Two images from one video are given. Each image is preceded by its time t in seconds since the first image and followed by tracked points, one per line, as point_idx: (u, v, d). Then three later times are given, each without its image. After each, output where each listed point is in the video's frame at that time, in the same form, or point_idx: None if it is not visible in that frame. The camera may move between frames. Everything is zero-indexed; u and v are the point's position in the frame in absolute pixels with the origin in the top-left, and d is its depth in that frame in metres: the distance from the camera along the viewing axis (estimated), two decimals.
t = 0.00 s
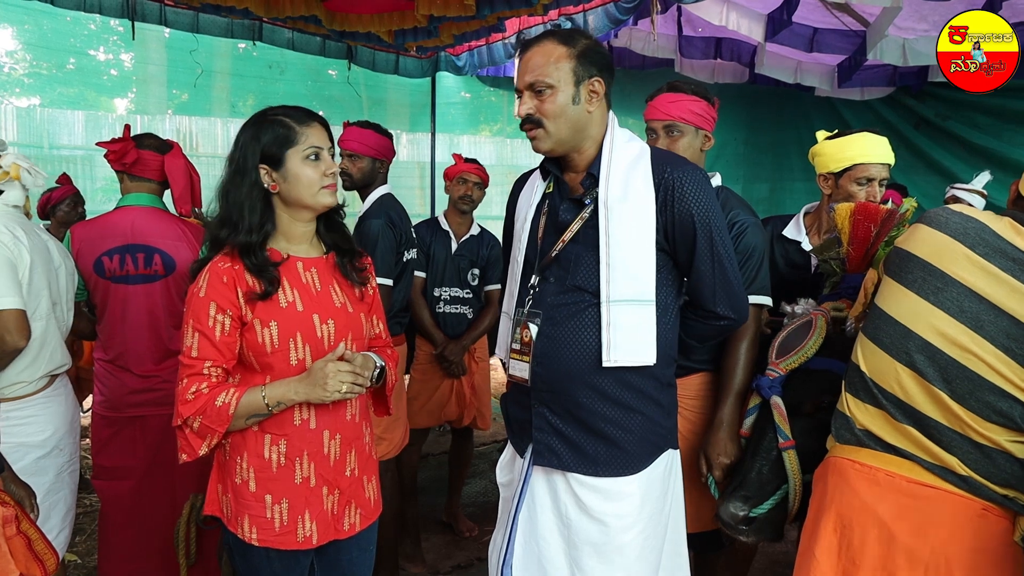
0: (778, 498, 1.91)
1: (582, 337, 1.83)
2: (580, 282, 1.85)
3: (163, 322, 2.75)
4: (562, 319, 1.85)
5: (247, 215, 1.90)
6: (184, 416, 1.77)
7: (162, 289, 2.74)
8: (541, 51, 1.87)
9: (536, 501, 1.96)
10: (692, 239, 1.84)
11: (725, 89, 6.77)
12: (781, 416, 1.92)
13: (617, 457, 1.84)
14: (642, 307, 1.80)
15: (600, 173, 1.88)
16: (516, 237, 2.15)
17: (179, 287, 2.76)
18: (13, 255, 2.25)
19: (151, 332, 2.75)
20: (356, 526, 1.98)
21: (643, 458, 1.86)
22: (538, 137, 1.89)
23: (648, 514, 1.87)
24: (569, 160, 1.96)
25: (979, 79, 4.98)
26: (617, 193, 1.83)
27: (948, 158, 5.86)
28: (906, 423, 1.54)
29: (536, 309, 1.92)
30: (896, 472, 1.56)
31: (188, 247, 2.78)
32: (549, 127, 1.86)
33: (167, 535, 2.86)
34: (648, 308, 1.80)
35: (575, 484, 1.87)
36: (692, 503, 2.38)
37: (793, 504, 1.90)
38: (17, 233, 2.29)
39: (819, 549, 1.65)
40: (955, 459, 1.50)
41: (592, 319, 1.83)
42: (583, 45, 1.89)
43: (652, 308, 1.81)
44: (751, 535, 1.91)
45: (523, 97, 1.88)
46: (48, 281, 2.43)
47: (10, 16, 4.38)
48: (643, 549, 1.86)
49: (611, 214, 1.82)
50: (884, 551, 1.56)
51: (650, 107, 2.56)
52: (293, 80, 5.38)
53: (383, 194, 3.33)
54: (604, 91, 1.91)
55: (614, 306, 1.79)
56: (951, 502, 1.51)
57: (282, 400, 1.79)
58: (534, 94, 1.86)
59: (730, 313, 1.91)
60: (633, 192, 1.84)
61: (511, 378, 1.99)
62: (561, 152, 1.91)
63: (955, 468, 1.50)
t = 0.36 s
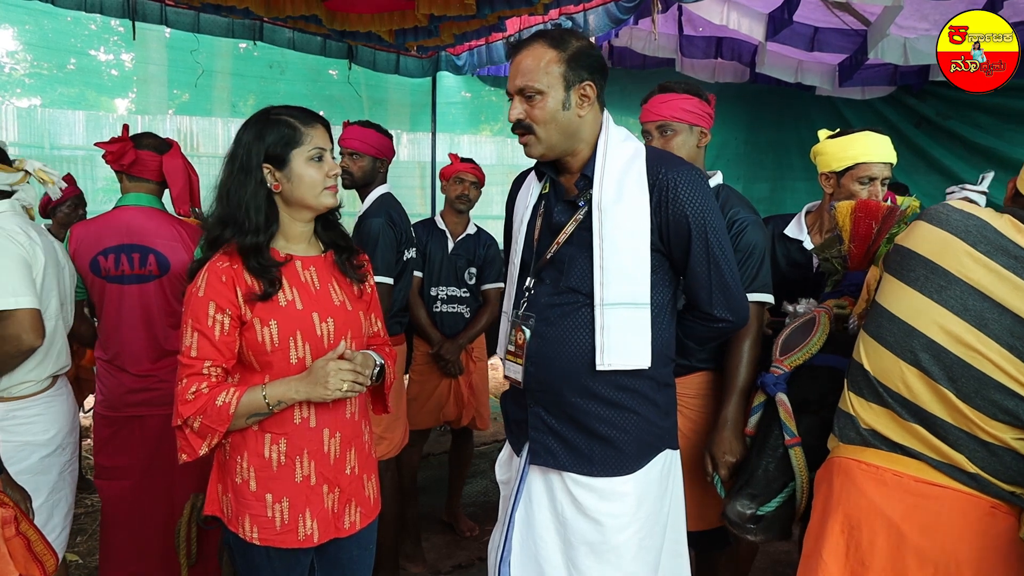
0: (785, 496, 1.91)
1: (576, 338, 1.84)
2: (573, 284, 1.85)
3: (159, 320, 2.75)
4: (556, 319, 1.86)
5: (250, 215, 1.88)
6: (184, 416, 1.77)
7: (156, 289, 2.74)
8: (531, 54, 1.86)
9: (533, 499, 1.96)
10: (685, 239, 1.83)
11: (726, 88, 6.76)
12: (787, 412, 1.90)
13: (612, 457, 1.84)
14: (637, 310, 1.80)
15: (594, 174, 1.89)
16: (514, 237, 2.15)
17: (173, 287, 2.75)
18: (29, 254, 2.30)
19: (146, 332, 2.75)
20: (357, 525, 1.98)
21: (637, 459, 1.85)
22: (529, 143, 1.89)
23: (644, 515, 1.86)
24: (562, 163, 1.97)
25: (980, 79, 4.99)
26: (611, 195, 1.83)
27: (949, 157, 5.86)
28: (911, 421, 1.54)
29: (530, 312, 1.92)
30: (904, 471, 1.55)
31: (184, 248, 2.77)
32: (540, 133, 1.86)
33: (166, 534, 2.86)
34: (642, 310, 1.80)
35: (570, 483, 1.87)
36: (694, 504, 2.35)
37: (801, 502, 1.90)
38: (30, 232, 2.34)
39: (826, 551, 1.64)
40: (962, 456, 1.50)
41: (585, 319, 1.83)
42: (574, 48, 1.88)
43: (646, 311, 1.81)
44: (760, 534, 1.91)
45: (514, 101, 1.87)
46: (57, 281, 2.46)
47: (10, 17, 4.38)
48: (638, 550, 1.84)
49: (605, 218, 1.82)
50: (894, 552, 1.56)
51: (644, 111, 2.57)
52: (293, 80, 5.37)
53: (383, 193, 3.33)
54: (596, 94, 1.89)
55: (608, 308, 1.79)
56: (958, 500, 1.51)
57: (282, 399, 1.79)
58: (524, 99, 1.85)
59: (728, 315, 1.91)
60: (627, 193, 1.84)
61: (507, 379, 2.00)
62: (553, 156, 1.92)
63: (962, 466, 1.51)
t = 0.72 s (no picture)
0: (786, 495, 1.91)
1: (562, 335, 1.84)
2: (561, 283, 1.85)
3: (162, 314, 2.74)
4: (543, 318, 1.87)
5: (252, 216, 1.88)
6: (181, 416, 1.77)
7: (155, 285, 2.74)
8: (528, 54, 1.86)
9: (516, 497, 1.97)
10: (677, 244, 1.83)
11: (725, 88, 6.77)
12: (787, 412, 1.90)
13: (592, 458, 1.83)
14: (623, 312, 1.79)
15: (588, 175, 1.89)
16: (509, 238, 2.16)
17: (172, 284, 2.75)
18: (48, 253, 2.31)
19: (147, 331, 2.75)
20: (354, 525, 1.98)
21: (619, 462, 1.85)
22: (519, 140, 1.91)
23: (624, 520, 1.85)
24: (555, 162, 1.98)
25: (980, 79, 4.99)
26: (604, 197, 1.83)
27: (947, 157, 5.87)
28: (914, 419, 1.54)
29: (517, 308, 1.93)
30: (908, 471, 1.56)
31: (180, 245, 2.76)
32: (528, 133, 1.88)
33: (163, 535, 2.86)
34: (629, 313, 1.79)
35: (552, 482, 1.88)
36: (691, 504, 2.35)
37: (802, 501, 1.90)
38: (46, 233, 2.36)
39: (829, 551, 1.64)
40: (966, 455, 1.50)
41: (572, 317, 1.83)
42: (571, 50, 1.86)
43: (634, 314, 1.80)
44: (761, 533, 1.91)
45: (507, 100, 1.89)
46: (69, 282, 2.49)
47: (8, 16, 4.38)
48: (618, 555, 1.84)
49: (595, 220, 1.81)
50: (897, 551, 1.56)
51: (640, 113, 2.57)
52: (292, 80, 5.36)
53: (382, 193, 3.32)
54: (588, 100, 1.88)
55: (595, 309, 1.78)
56: (963, 499, 1.51)
57: (279, 399, 1.79)
58: (516, 99, 1.86)
59: (717, 322, 1.91)
60: (620, 195, 1.83)
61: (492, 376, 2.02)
62: (543, 154, 1.94)
63: (967, 464, 1.51)
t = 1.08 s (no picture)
0: (786, 496, 1.91)
1: (567, 335, 1.83)
2: (566, 280, 1.85)
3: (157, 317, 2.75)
4: (546, 317, 1.86)
5: (249, 214, 1.88)
6: (182, 415, 1.77)
7: (148, 288, 2.74)
8: (563, 42, 1.88)
9: (518, 498, 1.97)
10: (682, 246, 1.83)
11: (725, 88, 6.77)
12: (787, 412, 1.91)
13: (596, 459, 1.83)
14: (628, 308, 1.79)
15: (595, 172, 1.89)
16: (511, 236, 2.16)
17: (164, 287, 2.74)
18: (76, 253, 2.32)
19: (150, 331, 2.76)
20: (355, 524, 1.98)
21: (622, 463, 1.85)
22: (556, 129, 1.87)
23: (625, 524, 1.84)
24: (567, 159, 1.96)
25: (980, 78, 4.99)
26: (611, 193, 1.84)
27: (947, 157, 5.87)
28: (915, 421, 1.54)
29: (522, 306, 1.93)
30: (909, 474, 1.56)
31: (176, 247, 2.77)
32: (571, 119, 1.86)
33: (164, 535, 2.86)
34: (635, 309, 1.80)
35: (552, 483, 1.87)
36: (690, 505, 2.35)
37: (802, 501, 1.90)
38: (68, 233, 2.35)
39: (831, 555, 1.64)
40: (969, 457, 1.50)
41: (577, 317, 1.83)
42: (598, 43, 1.93)
43: (639, 310, 1.80)
44: (761, 533, 1.91)
45: (543, 87, 1.86)
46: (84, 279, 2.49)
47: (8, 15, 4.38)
48: (619, 557, 1.82)
49: (602, 216, 1.82)
50: (899, 555, 1.56)
51: (639, 113, 2.57)
52: (292, 80, 5.36)
53: (384, 192, 3.32)
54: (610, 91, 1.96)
55: (600, 305, 1.78)
56: (965, 502, 1.51)
57: (280, 398, 1.79)
58: (556, 84, 1.85)
59: (720, 324, 1.92)
60: (626, 192, 1.84)
61: (493, 372, 2.01)
62: (573, 147, 1.91)
63: (969, 466, 1.50)
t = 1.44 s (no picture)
0: (784, 497, 1.92)
1: (586, 336, 1.84)
2: (586, 278, 1.86)
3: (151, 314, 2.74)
4: (569, 320, 1.86)
5: (252, 215, 1.88)
6: (182, 415, 1.77)
7: (141, 288, 2.75)
8: (585, 37, 1.90)
9: (540, 504, 1.95)
10: (699, 240, 1.84)
11: (724, 89, 6.78)
12: (786, 414, 1.91)
13: (623, 459, 1.84)
14: (646, 301, 1.80)
15: (608, 167, 1.89)
16: (517, 236, 2.13)
17: (158, 284, 2.75)
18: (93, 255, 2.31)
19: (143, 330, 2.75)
20: (354, 525, 1.98)
21: (649, 461, 1.86)
22: (578, 123, 1.87)
23: (655, 520, 1.87)
24: (577, 157, 1.96)
25: (980, 79, 4.98)
26: (625, 186, 1.84)
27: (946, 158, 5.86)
28: (908, 428, 1.54)
29: (543, 307, 1.90)
30: (900, 479, 1.56)
31: (163, 243, 2.76)
32: (593, 113, 1.87)
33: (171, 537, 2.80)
34: (653, 302, 1.81)
35: (579, 487, 1.87)
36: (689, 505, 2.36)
37: (800, 502, 1.90)
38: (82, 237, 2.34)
39: (823, 558, 1.65)
40: (960, 463, 1.50)
41: (599, 320, 1.84)
42: (615, 44, 1.97)
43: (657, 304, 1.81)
44: (758, 534, 1.91)
45: (567, 81, 1.87)
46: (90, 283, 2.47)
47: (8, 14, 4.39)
48: (650, 554, 1.85)
49: (619, 208, 1.83)
50: (891, 558, 1.57)
51: (637, 114, 2.57)
52: (292, 79, 5.37)
53: (387, 193, 3.31)
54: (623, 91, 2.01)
55: (620, 299, 1.79)
56: (959, 508, 1.51)
57: (280, 399, 1.79)
58: (578, 79, 1.87)
59: (736, 315, 1.91)
60: (639, 186, 1.85)
61: (515, 377, 1.94)
62: (592, 142, 1.91)
63: (959, 471, 1.50)
